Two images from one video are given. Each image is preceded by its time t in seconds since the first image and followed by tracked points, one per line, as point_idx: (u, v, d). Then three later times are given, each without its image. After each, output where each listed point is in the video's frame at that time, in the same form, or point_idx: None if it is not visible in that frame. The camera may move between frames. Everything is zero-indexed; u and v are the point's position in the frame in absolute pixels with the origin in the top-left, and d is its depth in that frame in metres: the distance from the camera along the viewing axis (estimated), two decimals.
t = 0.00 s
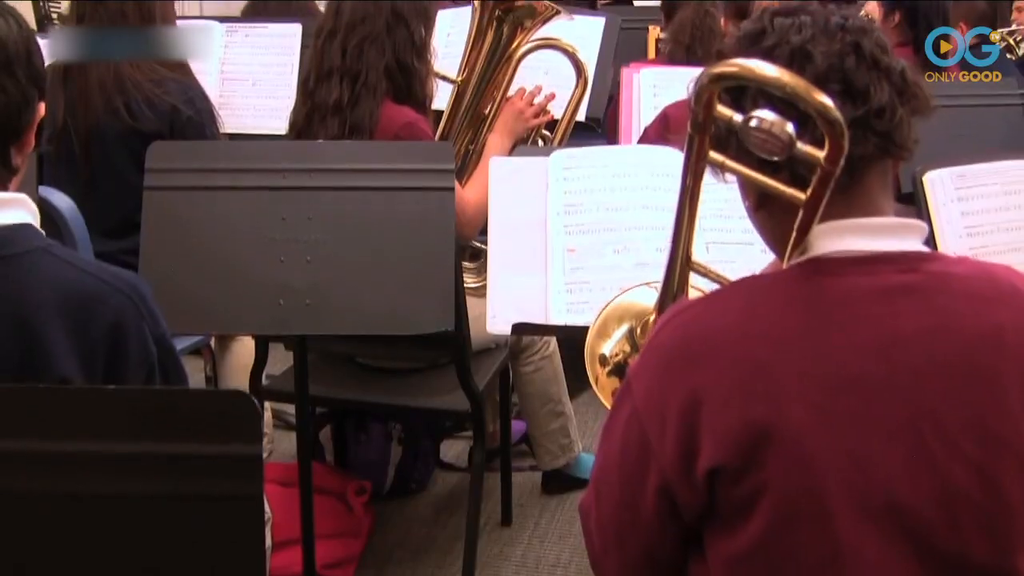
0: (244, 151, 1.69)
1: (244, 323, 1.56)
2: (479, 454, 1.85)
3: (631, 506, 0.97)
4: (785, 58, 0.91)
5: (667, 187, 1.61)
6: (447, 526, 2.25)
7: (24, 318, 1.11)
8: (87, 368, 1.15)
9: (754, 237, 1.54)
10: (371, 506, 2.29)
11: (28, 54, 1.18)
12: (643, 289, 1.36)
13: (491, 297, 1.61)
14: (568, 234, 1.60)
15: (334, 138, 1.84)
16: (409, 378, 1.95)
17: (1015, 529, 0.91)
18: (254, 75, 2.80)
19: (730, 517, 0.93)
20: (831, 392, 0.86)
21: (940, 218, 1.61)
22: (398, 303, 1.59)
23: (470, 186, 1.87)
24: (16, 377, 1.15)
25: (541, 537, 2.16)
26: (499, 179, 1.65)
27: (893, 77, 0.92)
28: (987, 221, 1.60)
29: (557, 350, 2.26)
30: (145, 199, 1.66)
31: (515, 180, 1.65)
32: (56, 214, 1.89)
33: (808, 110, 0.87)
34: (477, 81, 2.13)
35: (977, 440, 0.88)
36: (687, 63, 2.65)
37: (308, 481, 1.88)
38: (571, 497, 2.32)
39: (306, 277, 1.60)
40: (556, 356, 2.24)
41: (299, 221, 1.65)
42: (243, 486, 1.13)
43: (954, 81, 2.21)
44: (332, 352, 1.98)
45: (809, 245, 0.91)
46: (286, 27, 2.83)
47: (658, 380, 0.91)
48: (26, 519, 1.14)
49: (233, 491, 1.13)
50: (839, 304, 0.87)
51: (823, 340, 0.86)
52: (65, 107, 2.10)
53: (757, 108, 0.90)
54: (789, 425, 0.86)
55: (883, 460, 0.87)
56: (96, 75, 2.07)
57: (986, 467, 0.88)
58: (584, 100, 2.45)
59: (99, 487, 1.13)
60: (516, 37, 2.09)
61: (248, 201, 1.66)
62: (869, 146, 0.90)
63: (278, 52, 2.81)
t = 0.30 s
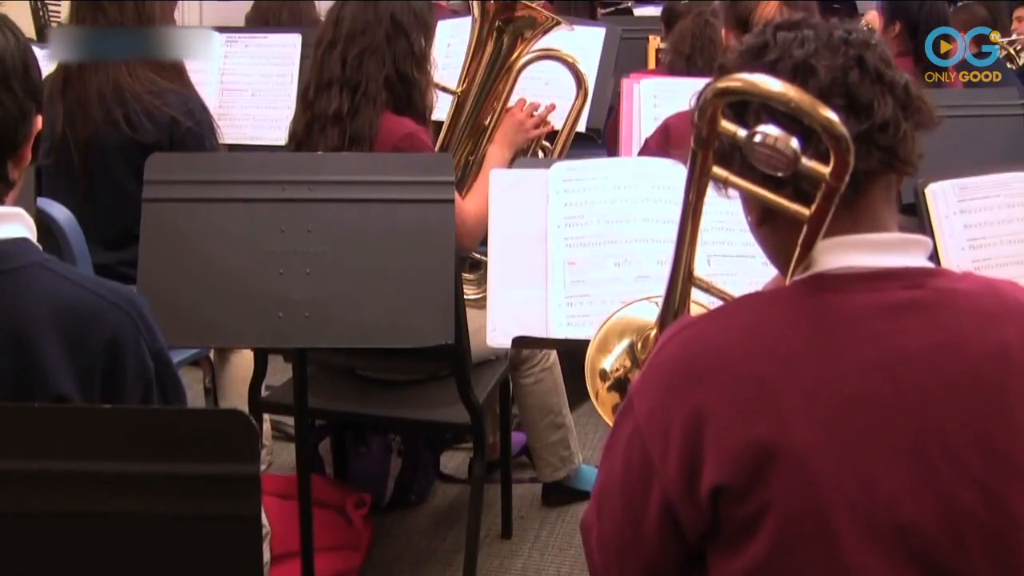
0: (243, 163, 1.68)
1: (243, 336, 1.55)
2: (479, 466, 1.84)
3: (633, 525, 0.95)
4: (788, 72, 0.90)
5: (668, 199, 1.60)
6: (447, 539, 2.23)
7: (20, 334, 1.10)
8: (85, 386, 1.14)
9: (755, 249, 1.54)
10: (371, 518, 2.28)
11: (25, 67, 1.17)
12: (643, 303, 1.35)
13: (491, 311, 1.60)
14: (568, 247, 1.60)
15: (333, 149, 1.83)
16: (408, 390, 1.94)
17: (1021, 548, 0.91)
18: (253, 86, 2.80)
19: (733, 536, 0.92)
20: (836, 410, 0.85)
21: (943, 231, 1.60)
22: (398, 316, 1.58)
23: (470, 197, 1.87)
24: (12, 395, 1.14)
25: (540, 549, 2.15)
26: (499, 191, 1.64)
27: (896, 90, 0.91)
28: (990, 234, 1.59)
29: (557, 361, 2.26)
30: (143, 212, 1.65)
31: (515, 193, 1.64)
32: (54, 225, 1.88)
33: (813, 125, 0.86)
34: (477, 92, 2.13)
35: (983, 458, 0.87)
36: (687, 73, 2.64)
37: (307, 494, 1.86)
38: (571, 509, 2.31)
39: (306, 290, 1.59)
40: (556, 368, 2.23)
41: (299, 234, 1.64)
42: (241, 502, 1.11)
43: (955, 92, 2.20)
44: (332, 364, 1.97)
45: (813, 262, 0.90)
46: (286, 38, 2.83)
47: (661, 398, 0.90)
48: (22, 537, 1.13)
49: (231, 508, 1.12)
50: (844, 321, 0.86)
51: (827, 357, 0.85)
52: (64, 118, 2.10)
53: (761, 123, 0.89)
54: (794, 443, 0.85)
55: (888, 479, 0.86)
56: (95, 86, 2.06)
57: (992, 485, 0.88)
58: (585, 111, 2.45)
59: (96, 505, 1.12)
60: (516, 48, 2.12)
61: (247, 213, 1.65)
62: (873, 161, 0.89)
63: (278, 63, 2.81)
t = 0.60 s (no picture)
0: (243, 175, 1.68)
1: (242, 349, 1.54)
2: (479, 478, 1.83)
3: (636, 542, 0.94)
4: (790, 86, 0.89)
5: (668, 211, 1.60)
6: (447, 551, 2.22)
7: (17, 349, 1.09)
8: (82, 401, 1.13)
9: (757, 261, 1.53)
10: (371, 530, 2.27)
11: (23, 80, 1.16)
12: (644, 316, 1.34)
13: (491, 324, 1.59)
14: (569, 259, 1.59)
15: (333, 160, 1.82)
16: (408, 402, 1.93)
17: None
18: (252, 95, 2.79)
19: (737, 554, 0.91)
20: (840, 427, 0.84)
21: (946, 242, 1.59)
22: (398, 328, 1.58)
23: (470, 208, 1.86)
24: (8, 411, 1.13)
25: (541, 561, 2.14)
26: (500, 202, 1.63)
27: (900, 104, 0.91)
28: (992, 246, 1.58)
29: (558, 373, 2.25)
30: (142, 223, 1.64)
31: (516, 204, 1.63)
32: (52, 235, 1.87)
33: (816, 138, 0.85)
34: (478, 102, 2.13)
35: (988, 477, 0.86)
36: (687, 83, 2.63)
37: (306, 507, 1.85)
38: (571, 520, 2.30)
39: (305, 301, 1.58)
40: (556, 379, 2.22)
41: (298, 245, 1.63)
42: (240, 519, 1.10)
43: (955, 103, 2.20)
44: (332, 376, 1.96)
45: (816, 277, 0.90)
46: (285, 48, 2.83)
47: (663, 414, 0.89)
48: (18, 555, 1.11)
49: (230, 524, 1.11)
50: (847, 337, 0.85)
51: (831, 374, 0.84)
52: (63, 129, 2.10)
53: (764, 138, 0.88)
54: (798, 461, 0.84)
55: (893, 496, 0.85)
56: (94, 96, 2.06)
57: (997, 502, 0.87)
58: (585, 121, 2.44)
59: (93, 523, 1.11)
60: (517, 58, 2.13)
61: (246, 225, 1.64)
62: (876, 175, 0.88)
63: (277, 73, 2.80)
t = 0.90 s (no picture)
0: (241, 185, 1.67)
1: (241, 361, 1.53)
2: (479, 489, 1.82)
3: (638, 561, 0.93)
4: (792, 98, 0.89)
5: (669, 221, 1.59)
6: (446, 562, 2.21)
7: (12, 364, 1.07)
8: (79, 416, 1.12)
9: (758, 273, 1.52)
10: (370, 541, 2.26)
11: (20, 91, 1.16)
12: (645, 330, 1.33)
13: (491, 335, 1.58)
14: (569, 270, 1.58)
15: (332, 169, 1.82)
16: (407, 412, 1.93)
17: None
18: (251, 104, 2.78)
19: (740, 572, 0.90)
20: (844, 442, 0.83)
21: (947, 252, 1.58)
22: (398, 339, 1.57)
23: (470, 217, 1.85)
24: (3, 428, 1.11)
25: (541, 571, 2.13)
26: (499, 213, 1.62)
27: (903, 117, 0.90)
28: (994, 256, 1.57)
29: (558, 383, 2.24)
30: (140, 233, 1.64)
31: (516, 214, 1.62)
32: (50, 245, 1.87)
33: (818, 152, 0.85)
34: (477, 111, 2.12)
35: (995, 493, 0.85)
36: (687, 91, 2.63)
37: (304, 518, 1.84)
38: (571, 530, 2.29)
39: (305, 312, 1.57)
40: (556, 388, 2.21)
41: (297, 255, 1.62)
42: (236, 535, 1.09)
43: (956, 112, 2.19)
44: (331, 386, 1.95)
45: (818, 291, 0.89)
46: (284, 56, 2.82)
47: (664, 430, 0.88)
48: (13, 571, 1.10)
49: (227, 540, 1.10)
50: (851, 352, 0.84)
51: (835, 389, 0.84)
52: (62, 138, 2.09)
53: (766, 152, 0.88)
54: (802, 478, 0.84)
55: (898, 514, 0.84)
56: (93, 104, 2.05)
57: (1003, 519, 0.85)
58: (585, 130, 2.43)
59: (89, 539, 1.09)
60: (517, 67, 2.12)
61: (245, 236, 1.64)
62: (879, 188, 0.88)
63: (276, 81, 2.80)
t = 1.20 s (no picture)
0: (238, 200, 1.67)
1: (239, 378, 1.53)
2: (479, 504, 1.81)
3: None
4: (789, 113, 0.88)
5: (667, 235, 1.58)
6: None
7: (7, 384, 1.07)
8: (77, 436, 1.11)
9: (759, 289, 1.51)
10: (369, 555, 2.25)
11: (15, 106, 1.15)
12: (647, 351, 1.32)
13: (491, 351, 1.58)
14: (568, 285, 1.57)
15: (330, 183, 1.81)
16: (406, 427, 1.92)
17: None
18: (250, 117, 2.78)
19: None
20: (846, 462, 0.82)
21: (949, 267, 1.57)
22: (397, 354, 1.56)
23: (469, 230, 1.84)
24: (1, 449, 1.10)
25: None
26: (497, 227, 1.61)
27: (901, 132, 0.89)
28: (995, 270, 1.57)
29: (558, 398, 2.23)
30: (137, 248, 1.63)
31: (514, 228, 1.61)
32: (47, 259, 1.86)
33: (815, 166, 0.84)
34: (476, 124, 2.12)
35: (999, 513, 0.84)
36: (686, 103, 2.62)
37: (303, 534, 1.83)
38: (570, 545, 2.27)
39: (302, 327, 1.57)
40: (556, 404, 2.21)
41: (295, 270, 1.61)
42: (232, 556, 1.08)
43: (956, 124, 2.19)
44: (330, 401, 1.95)
45: (817, 308, 0.88)
46: (282, 69, 2.81)
47: (665, 449, 0.87)
48: None
49: (223, 562, 1.08)
50: (852, 370, 0.83)
51: (837, 407, 0.82)
52: (60, 150, 2.07)
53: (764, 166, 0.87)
54: (803, 497, 0.82)
55: (902, 535, 0.82)
56: (91, 117, 2.04)
57: (1008, 539, 0.84)
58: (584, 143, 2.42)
59: (83, 560, 1.08)
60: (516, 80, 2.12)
61: (242, 251, 1.63)
62: (878, 204, 0.87)
63: (275, 94, 2.78)
